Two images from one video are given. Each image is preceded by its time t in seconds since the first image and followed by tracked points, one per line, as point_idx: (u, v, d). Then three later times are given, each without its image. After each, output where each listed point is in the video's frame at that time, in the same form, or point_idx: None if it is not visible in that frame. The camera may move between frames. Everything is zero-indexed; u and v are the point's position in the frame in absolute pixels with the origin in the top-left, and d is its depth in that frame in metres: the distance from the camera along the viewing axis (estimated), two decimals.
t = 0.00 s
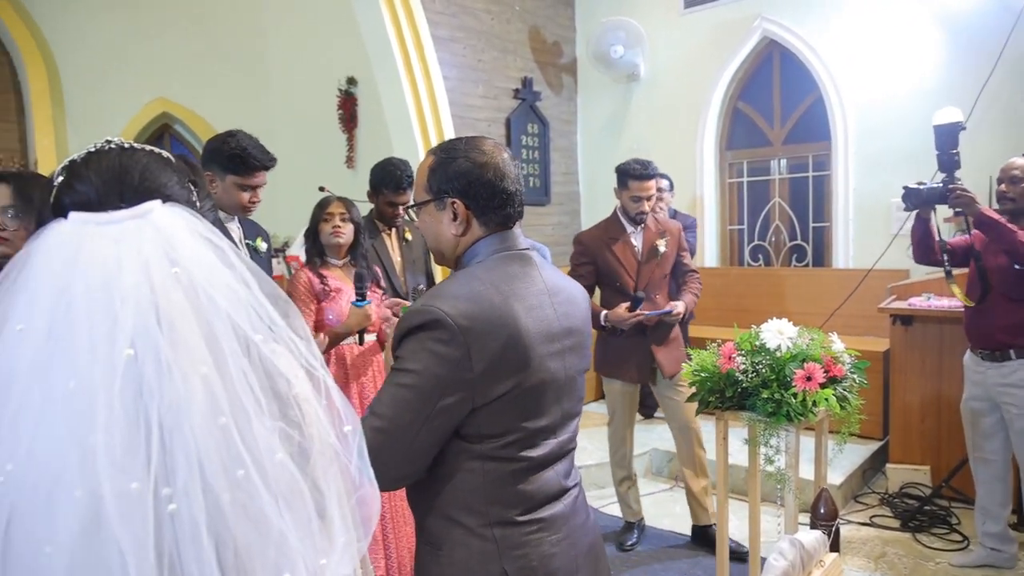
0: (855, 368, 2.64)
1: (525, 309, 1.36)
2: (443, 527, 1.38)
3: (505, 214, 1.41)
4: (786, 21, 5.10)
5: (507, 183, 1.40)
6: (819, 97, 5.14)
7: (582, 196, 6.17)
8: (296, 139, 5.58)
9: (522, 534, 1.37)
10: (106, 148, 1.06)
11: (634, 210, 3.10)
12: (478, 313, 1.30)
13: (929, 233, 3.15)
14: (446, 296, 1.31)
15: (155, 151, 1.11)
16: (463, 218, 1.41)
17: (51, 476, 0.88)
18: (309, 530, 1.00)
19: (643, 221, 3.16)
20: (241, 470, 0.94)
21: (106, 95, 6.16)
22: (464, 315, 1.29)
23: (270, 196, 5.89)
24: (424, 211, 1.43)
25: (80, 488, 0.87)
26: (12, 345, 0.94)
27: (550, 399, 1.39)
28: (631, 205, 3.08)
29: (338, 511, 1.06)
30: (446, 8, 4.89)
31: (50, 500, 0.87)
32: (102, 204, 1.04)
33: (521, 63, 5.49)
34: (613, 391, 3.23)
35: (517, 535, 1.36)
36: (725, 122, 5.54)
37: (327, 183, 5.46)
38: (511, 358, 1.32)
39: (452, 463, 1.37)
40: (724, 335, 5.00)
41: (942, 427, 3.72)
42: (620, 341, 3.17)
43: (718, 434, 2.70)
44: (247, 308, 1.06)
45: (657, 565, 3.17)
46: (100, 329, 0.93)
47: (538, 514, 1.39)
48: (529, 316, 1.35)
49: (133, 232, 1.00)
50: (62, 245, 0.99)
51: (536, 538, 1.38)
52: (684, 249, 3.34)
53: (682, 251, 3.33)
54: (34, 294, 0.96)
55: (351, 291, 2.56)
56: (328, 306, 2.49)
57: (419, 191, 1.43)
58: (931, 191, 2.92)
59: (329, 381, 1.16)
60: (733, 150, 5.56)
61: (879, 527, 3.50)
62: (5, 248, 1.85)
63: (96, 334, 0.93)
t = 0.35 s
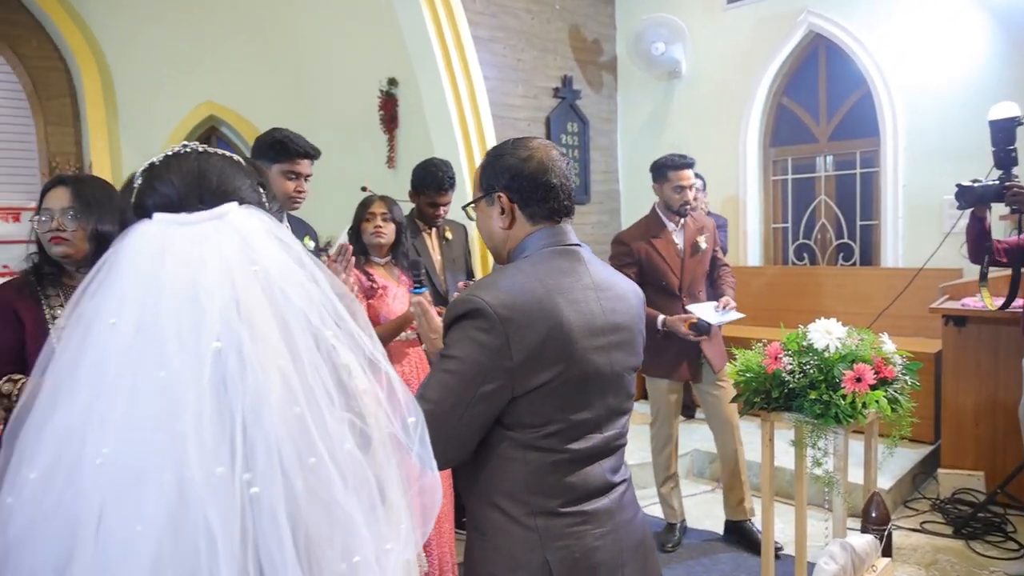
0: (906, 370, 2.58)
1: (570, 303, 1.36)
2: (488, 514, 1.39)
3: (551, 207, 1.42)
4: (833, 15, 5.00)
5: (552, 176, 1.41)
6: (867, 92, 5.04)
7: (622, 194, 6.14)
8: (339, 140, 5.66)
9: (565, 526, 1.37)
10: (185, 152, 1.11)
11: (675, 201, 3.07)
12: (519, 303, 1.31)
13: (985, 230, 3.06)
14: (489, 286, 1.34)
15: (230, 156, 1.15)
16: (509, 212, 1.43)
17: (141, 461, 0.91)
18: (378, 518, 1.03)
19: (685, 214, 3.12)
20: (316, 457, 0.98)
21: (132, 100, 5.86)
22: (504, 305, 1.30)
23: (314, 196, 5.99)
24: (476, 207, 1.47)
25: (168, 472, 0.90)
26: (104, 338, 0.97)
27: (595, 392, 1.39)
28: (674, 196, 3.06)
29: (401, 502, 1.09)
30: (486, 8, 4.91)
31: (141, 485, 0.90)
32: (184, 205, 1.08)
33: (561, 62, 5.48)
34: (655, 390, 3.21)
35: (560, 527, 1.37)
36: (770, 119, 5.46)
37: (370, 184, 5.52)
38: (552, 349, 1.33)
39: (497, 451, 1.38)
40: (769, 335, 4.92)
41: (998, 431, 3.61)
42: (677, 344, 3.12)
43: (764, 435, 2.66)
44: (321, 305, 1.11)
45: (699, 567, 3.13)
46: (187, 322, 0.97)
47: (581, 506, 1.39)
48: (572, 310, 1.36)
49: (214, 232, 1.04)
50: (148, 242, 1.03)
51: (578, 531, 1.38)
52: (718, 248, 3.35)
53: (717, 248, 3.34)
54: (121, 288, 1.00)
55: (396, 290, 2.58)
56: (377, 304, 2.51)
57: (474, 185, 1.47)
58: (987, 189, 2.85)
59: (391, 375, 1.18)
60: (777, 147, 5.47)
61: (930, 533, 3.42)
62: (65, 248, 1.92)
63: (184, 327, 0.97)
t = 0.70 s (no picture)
0: (985, 374, 2.47)
1: (645, 297, 1.34)
2: (561, 503, 1.38)
3: (623, 202, 1.40)
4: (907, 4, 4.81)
5: (621, 171, 1.39)
6: (941, 84, 4.82)
7: (679, 191, 6.04)
8: (398, 137, 5.72)
9: (638, 515, 1.35)
10: (307, 149, 1.19)
11: (742, 193, 3.02)
12: (600, 297, 1.30)
13: None
14: (569, 280, 1.32)
15: (344, 158, 1.23)
16: (582, 208, 1.42)
17: (282, 434, 0.96)
18: (483, 497, 1.09)
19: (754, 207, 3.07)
20: (436, 437, 1.04)
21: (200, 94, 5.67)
22: (584, 300, 1.29)
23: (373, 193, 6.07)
24: (548, 204, 1.46)
25: (308, 444, 0.96)
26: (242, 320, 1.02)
27: (667, 385, 1.36)
28: (740, 188, 3.02)
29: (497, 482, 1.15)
30: (544, 5, 4.90)
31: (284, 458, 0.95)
32: (304, 199, 1.14)
33: (619, 57, 5.42)
34: (717, 389, 3.17)
35: (633, 515, 1.35)
36: (836, 112, 5.29)
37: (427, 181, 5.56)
38: (631, 341, 1.31)
39: (573, 441, 1.37)
40: (833, 335, 4.77)
41: None
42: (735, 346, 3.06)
43: (830, 438, 2.58)
44: (433, 295, 1.17)
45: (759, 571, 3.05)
46: (321, 307, 1.03)
47: (653, 496, 1.37)
48: (648, 304, 1.33)
49: (340, 225, 1.11)
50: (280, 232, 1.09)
51: (651, 520, 1.36)
52: (785, 247, 3.27)
53: (783, 247, 3.27)
54: (255, 275, 1.05)
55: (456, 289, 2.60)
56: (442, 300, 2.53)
57: (546, 181, 1.47)
58: None
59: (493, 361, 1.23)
60: (843, 142, 5.30)
61: (1004, 545, 3.27)
62: (139, 242, 1.98)
63: (319, 311, 1.03)
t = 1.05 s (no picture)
0: None
1: (737, 290, 1.36)
2: (650, 500, 1.36)
3: (706, 198, 1.42)
4: None
5: (708, 167, 1.42)
6: None
7: (743, 183, 5.90)
8: (458, 131, 5.74)
9: (725, 506, 1.36)
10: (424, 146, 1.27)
11: (828, 184, 2.92)
12: (706, 292, 1.30)
13: None
14: (680, 274, 1.32)
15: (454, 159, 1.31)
16: (671, 198, 1.41)
17: (434, 415, 1.04)
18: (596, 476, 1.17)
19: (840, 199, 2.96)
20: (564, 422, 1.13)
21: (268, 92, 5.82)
22: (693, 293, 1.29)
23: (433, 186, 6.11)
24: (627, 192, 1.43)
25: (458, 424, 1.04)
26: (386, 315, 1.09)
27: (750, 375, 1.39)
28: (826, 179, 2.91)
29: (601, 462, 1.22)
30: None
31: (441, 439, 1.02)
32: (426, 194, 1.22)
33: (681, 47, 5.31)
34: (796, 381, 3.07)
35: (721, 507, 1.36)
36: (910, 102, 5.04)
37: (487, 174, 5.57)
38: (728, 337, 1.32)
39: (663, 437, 1.35)
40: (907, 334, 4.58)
41: None
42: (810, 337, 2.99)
43: (904, 440, 2.47)
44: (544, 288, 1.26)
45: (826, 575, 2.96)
46: (456, 300, 1.12)
47: (737, 487, 1.38)
48: (740, 296, 1.35)
49: (465, 222, 1.20)
50: (410, 229, 1.15)
51: (735, 511, 1.37)
52: (878, 240, 3.14)
53: (876, 239, 3.14)
54: (393, 270, 1.12)
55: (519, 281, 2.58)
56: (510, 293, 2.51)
57: (617, 172, 1.44)
58: None
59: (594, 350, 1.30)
60: (917, 132, 5.05)
61: None
62: (207, 233, 2.02)
63: (455, 304, 1.11)
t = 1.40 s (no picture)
0: None
1: (833, 289, 1.35)
2: (746, 505, 1.34)
3: (796, 198, 1.40)
4: None
5: (798, 168, 1.40)
6: None
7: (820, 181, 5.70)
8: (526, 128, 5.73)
9: (817, 510, 1.35)
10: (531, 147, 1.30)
11: (936, 181, 2.78)
12: (811, 292, 1.29)
13: None
14: (789, 272, 1.30)
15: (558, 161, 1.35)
16: (765, 196, 1.37)
17: (565, 410, 1.07)
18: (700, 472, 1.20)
19: (951, 196, 2.81)
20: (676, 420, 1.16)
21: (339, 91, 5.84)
22: (804, 292, 1.27)
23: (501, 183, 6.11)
24: (716, 188, 1.39)
25: (586, 420, 1.07)
26: (516, 313, 1.13)
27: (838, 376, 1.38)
28: (933, 176, 2.77)
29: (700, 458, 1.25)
30: None
31: (573, 436, 1.06)
32: (538, 192, 1.24)
33: (756, 41, 5.16)
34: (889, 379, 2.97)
35: (813, 511, 1.34)
36: (1002, 94, 4.81)
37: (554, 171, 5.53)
38: (828, 339, 1.31)
39: (760, 440, 1.33)
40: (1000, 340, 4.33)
41: None
42: (913, 337, 2.90)
43: (995, 451, 2.34)
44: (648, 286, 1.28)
45: None
46: (578, 300, 1.15)
47: (825, 489, 1.38)
48: (836, 296, 1.35)
49: (577, 222, 1.23)
50: (534, 227, 1.17)
51: (826, 515, 1.36)
52: (996, 241, 2.95)
53: (993, 241, 2.95)
54: (519, 267, 1.15)
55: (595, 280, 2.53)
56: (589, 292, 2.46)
57: (703, 166, 1.40)
58: None
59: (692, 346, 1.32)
60: (1009, 127, 4.81)
61: None
62: (280, 227, 2.07)
63: (578, 303, 1.15)
